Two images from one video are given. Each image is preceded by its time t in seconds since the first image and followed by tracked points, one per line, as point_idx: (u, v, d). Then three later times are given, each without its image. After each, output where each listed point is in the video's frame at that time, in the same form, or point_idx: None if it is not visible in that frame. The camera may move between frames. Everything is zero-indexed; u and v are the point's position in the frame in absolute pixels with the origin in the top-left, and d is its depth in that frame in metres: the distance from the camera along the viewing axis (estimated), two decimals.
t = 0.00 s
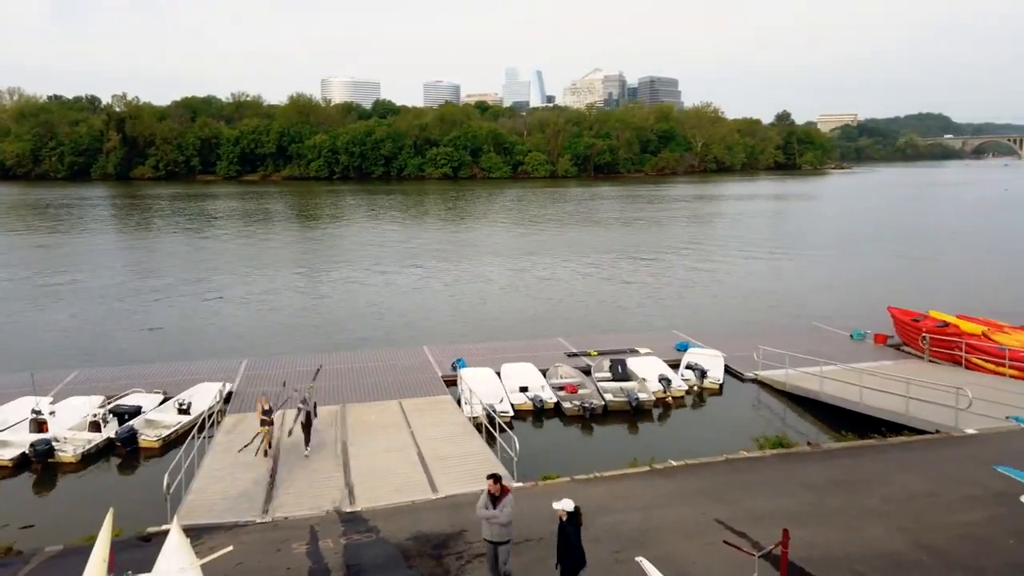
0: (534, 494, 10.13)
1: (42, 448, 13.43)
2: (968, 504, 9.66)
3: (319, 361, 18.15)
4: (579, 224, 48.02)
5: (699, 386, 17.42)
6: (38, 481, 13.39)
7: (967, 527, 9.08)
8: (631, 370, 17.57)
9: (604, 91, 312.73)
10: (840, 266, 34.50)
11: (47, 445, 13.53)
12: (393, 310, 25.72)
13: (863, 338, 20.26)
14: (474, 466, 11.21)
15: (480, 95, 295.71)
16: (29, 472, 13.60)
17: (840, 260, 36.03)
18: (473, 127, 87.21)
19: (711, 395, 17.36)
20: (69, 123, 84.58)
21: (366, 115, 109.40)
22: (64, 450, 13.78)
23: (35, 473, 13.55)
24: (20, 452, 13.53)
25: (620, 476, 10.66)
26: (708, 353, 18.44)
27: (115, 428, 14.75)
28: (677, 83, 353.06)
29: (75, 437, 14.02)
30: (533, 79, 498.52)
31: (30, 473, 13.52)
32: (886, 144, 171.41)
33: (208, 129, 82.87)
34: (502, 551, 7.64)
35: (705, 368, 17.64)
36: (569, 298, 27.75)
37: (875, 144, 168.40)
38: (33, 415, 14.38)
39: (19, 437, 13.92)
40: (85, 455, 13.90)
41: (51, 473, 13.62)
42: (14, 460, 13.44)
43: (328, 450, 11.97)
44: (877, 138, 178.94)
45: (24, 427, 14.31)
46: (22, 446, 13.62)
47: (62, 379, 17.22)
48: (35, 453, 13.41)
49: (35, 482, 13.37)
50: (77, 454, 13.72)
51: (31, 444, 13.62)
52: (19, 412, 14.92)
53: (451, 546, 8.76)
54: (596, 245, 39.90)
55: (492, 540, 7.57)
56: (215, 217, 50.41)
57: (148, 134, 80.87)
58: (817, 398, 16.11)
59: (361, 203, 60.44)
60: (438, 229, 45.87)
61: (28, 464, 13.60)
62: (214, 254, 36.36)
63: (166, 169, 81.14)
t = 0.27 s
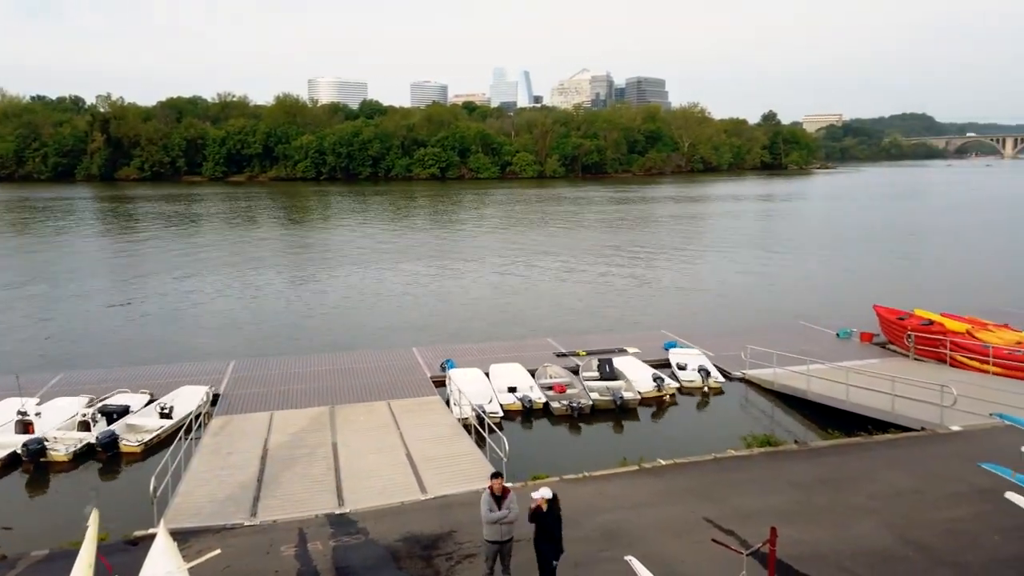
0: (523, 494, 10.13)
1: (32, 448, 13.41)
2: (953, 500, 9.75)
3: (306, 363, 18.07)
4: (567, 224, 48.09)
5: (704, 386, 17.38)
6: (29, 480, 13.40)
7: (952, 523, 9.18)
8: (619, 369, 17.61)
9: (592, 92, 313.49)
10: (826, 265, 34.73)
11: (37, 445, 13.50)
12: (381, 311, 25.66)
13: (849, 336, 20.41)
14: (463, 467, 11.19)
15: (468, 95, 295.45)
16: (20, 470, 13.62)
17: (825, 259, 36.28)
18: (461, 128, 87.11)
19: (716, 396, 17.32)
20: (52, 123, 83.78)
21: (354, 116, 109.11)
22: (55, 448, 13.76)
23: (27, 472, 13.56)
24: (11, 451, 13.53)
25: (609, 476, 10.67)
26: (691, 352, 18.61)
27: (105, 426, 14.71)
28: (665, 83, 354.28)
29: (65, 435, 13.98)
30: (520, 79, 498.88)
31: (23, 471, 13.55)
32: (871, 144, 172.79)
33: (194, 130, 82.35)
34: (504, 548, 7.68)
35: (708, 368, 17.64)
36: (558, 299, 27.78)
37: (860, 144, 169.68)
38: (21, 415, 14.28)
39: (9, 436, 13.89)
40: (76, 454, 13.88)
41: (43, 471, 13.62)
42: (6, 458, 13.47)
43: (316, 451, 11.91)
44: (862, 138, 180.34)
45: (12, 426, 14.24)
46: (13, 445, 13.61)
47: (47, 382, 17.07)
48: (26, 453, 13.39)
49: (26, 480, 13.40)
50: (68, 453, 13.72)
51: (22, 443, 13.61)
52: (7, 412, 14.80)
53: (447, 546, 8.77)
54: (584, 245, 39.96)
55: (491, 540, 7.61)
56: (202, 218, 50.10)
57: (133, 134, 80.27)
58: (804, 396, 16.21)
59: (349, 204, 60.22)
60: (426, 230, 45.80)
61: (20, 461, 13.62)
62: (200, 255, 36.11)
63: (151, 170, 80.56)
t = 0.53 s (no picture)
0: (513, 494, 10.14)
1: (21, 449, 13.34)
2: (939, 497, 9.85)
3: (294, 364, 17.97)
4: (556, 225, 48.11)
5: (705, 386, 17.41)
6: (19, 480, 13.34)
7: (938, 520, 9.27)
8: (610, 369, 17.67)
9: (579, 92, 314.09)
10: (812, 264, 34.97)
11: (26, 445, 13.44)
12: (370, 312, 25.58)
13: (835, 335, 20.56)
14: (452, 468, 11.18)
15: (456, 96, 295.20)
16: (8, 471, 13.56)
17: (812, 258, 36.53)
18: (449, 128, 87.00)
19: (716, 395, 17.40)
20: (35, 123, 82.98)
21: (341, 116, 108.73)
22: (45, 449, 13.68)
23: (16, 473, 13.50)
24: None
25: (598, 475, 10.70)
26: (683, 352, 18.85)
27: (94, 425, 14.61)
28: (652, 83, 355.46)
29: (55, 435, 13.88)
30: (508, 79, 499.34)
31: (12, 472, 13.49)
32: (857, 144, 174.17)
33: (180, 130, 81.82)
34: None
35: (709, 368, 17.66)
36: (547, 299, 27.80)
37: (846, 144, 170.96)
38: (9, 415, 14.15)
39: None
40: (66, 454, 13.81)
41: (32, 472, 13.57)
42: None
43: (304, 453, 11.86)
44: (847, 138, 181.70)
45: None
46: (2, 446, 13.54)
47: (33, 384, 16.89)
48: (15, 454, 13.32)
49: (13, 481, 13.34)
50: (58, 454, 13.65)
51: (11, 444, 13.53)
52: None
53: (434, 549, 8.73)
54: (572, 245, 40.04)
55: None
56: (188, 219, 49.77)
57: (118, 135, 79.64)
58: (791, 395, 16.30)
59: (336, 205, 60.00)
60: (415, 230, 45.69)
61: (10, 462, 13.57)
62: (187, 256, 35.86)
63: (137, 170, 79.96)
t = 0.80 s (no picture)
0: (502, 494, 10.14)
1: (15, 451, 13.27)
2: (924, 494, 9.95)
3: (282, 365, 17.88)
4: (544, 225, 48.14)
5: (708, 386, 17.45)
6: (13, 482, 13.26)
7: (922, 517, 9.36)
8: (604, 367, 17.79)
9: (567, 92, 314.60)
10: (799, 264, 35.20)
11: (20, 447, 13.37)
12: (358, 313, 25.50)
13: (821, 334, 20.71)
14: (441, 469, 11.17)
15: (443, 95, 294.87)
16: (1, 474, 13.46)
17: (798, 258, 36.77)
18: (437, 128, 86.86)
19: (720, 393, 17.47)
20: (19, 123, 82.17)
21: (328, 116, 108.32)
22: (38, 451, 13.61)
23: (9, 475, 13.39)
24: None
25: (587, 475, 10.73)
26: (673, 352, 18.92)
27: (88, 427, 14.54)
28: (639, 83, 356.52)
29: (48, 437, 13.80)
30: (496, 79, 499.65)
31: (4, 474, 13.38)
32: (842, 144, 175.47)
33: (165, 130, 81.26)
34: None
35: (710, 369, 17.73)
36: (536, 299, 27.82)
37: (832, 144, 172.22)
38: None
39: None
40: (60, 455, 13.74)
41: (26, 474, 13.49)
42: None
43: (292, 455, 11.81)
44: (832, 139, 183.03)
45: None
46: None
47: (18, 387, 16.72)
48: (9, 456, 13.25)
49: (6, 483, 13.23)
50: (52, 455, 13.58)
51: (4, 445, 13.45)
52: None
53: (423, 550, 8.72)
54: (560, 245, 40.08)
55: None
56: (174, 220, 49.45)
57: (102, 135, 78.99)
58: (778, 394, 16.40)
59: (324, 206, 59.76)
60: (403, 231, 45.57)
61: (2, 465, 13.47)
62: (173, 257, 35.60)
63: (121, 170, 79.34)
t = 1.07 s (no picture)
0: (490, 494, 10.14)
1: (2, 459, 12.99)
2: (910, 492, 10.03)
3: (270, 367, 17.78)
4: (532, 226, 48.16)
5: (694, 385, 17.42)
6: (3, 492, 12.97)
7: (908, 514, 9.44)
8: (602, 367, 18.00)
9: (555, 93, 315.02)
10: (785, 264, 35.42)
11: (8, 456, 13.09)
12: (345, 313, 25.39)
13: (807, 333, 20.84)
14: (429, 469, 11.16)
15: (431, 96, 294.40)
16: None
17: (784, 258, 36.98)
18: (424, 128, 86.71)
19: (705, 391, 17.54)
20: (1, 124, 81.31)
21: (315, 117, 107.92)
22: (28, 460, 13.35)
23: None
24: None
25: (575, 474, 10.74)
26: (662, 353, 18.87)
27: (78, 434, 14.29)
28: (627, 84, 357.52)
29: (38, 445, 13.56)
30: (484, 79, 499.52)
31: None
32: (827, 145, 176.78)
33: (150, 131, 80.66)
34: None
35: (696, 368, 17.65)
36: (524, 299, 27.82)
37: (817, 145, 173.45)
38: None
39: None
40: (51, 463, 13.48)
41: (16, 483, 13.20)
42: None
43: (279, 456, 11.76)
44: (818, 139, 184.35)
45: None
46: None
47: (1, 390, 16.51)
48: None
49: None
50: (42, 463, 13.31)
51: None
52: None
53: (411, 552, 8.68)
54: (549, 245, 40.10)
55: None
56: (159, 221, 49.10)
57: (86, 135, 78.28)
58: (764, 393, 16.51)
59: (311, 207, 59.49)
60: (391, 232, 45.44)
61: None
62: (158, 258, 35.32)
63: (106, 171, 78.67)
